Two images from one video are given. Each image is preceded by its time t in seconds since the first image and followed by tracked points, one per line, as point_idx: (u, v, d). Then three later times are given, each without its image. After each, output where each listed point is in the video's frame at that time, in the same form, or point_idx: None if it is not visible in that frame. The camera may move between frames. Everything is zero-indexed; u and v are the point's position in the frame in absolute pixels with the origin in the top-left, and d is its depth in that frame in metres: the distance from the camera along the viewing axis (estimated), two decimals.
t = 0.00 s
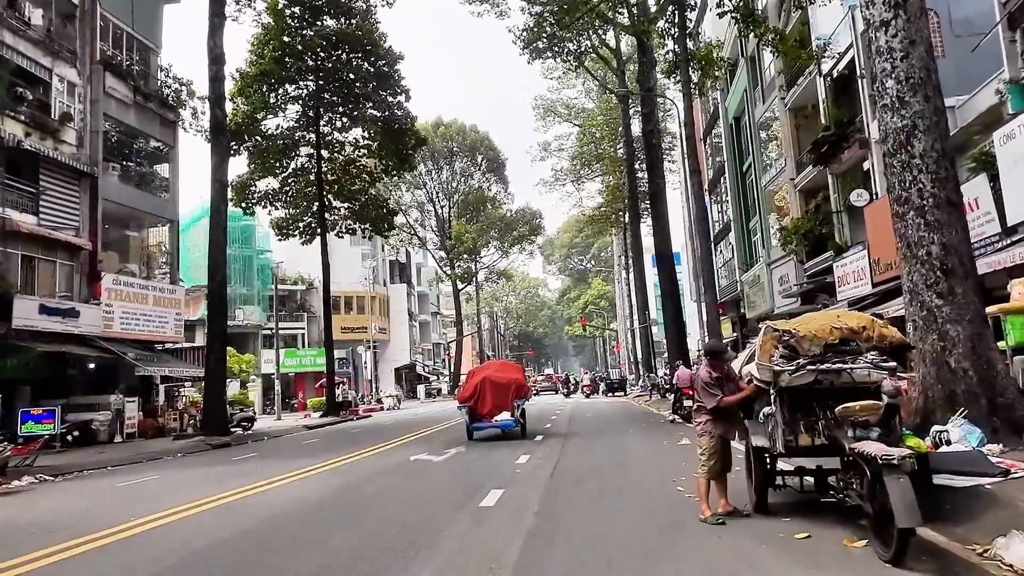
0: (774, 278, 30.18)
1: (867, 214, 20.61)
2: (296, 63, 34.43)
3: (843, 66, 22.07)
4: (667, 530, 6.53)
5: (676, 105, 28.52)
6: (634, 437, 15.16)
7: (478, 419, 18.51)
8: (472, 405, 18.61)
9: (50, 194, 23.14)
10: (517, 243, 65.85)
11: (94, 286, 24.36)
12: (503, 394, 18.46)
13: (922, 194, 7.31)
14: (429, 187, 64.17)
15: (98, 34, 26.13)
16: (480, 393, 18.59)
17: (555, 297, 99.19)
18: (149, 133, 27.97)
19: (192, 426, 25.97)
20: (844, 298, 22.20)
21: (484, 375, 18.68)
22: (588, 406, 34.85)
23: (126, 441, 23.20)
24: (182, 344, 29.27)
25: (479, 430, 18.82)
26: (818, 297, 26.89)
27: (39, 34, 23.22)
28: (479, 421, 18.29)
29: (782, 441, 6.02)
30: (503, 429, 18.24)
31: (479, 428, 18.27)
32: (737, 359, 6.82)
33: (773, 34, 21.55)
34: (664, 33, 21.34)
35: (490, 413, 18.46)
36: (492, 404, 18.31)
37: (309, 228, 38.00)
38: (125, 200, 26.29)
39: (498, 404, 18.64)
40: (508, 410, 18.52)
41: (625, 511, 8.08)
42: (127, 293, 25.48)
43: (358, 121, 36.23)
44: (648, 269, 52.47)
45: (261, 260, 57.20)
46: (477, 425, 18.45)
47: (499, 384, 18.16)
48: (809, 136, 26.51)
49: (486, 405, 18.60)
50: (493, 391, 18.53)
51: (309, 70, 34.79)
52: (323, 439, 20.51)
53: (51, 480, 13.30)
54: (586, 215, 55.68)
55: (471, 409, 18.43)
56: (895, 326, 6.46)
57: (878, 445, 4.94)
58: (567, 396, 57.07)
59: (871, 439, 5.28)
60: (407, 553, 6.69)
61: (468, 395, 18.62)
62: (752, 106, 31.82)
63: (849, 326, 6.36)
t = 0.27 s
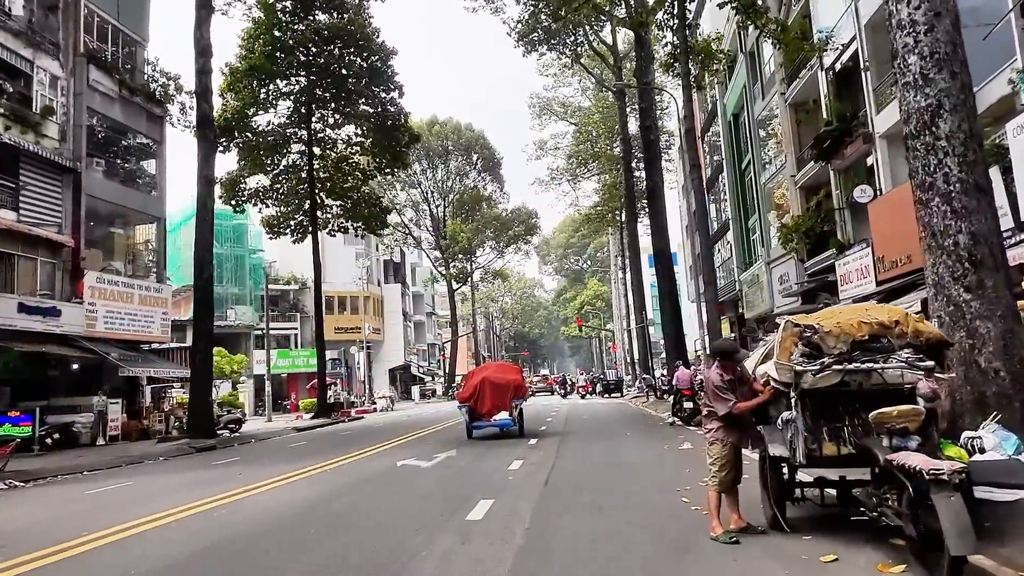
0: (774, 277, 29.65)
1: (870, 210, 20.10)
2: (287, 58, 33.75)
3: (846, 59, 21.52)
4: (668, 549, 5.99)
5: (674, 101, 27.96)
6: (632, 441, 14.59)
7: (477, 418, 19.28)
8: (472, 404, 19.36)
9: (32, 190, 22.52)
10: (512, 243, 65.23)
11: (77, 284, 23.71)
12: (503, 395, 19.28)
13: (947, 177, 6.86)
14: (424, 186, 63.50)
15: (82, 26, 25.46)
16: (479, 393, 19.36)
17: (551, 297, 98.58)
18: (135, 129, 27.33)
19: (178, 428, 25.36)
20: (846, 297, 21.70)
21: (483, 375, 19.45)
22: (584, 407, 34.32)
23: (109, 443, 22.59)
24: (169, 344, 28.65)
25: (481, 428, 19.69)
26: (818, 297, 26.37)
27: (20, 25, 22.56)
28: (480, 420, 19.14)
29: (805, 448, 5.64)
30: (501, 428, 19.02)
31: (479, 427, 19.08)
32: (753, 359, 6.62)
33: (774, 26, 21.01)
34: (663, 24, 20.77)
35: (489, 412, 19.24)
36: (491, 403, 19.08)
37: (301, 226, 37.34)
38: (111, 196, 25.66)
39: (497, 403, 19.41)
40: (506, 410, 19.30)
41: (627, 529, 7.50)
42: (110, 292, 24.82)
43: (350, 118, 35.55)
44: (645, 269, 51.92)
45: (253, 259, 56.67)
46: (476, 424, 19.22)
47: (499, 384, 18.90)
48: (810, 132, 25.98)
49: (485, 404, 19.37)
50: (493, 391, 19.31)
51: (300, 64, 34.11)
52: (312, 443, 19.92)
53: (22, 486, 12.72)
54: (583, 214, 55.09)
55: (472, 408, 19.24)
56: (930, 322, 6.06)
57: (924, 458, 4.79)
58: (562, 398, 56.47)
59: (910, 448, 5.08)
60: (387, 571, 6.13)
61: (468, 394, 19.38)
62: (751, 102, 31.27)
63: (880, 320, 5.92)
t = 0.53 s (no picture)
0: (774, 276, 29.13)
1: (875, 207, 19.58)
2: (279, 52, 33.12)
3: (851, 51, 20.97)
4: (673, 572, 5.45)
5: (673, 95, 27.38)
6: (631, 444, 14.04)
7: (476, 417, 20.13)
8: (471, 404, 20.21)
9: (12, 184, 21.83)
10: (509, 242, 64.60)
11: (59, 280, 23.07)
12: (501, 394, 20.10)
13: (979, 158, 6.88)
14: (420, 185, 62.83)
15: (66, 17, 24.75)
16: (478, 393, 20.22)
17: (548, 297, 97.98)
18: (122, 123, 26.65)
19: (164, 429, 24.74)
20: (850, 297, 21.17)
21: (482, 376, 20.30)
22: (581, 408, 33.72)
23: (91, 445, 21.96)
24: (156, 343, 28.01)
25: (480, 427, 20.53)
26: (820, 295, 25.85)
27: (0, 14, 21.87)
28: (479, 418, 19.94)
29: (837, 458, 5.27)
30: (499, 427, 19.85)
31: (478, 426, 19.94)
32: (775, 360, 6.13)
33: (776, 17, 20.45)
34: (662, 14, 20.19)
35: (487, 412, 20.07)
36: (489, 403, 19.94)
37: (293, 223, 36.72)
38: (96, 191, 25.01)
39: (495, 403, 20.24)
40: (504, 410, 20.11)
41: (629, 552, 6.89)
42: (95, 290, 24.18)
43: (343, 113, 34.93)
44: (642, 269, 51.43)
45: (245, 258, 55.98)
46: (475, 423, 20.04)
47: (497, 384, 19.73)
48: (812, 127, 25.45)
49: (484, 404, 20.20)
50: (491, 391, 20.16)
51: (292, 58, 33.46)
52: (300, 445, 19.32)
53: None
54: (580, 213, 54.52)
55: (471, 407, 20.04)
56: (980, 313, 5.47)
57: (988, 475, 4.25)
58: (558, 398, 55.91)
59: (963, 460, 4.63)
60: None
61: (468, 394, 20.24)
62: (751, 98, 30.73)
63: (920, 313, 5.41)
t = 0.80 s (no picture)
0: (776, 275, 28.58)
1: (882, 202, 19.04)
2: (272, 47, 32.50)
3: (857, 42, 20.41)
4: None
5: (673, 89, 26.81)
6: (631, 446, 13.47)
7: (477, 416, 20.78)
8: (472, 403, 20.87)
9: None
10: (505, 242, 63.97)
11: (43, 277, 22.42)
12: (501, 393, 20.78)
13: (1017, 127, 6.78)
14: (416, 183, 62.17)
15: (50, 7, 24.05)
16: (479, 393, 20.89)
17: (545, 298, 97.41)
18: (110, 118, 26.02)
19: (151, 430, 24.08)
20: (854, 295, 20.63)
21: (483, 376, 20.94)
22: (578, 409, 33.20)
23: (74, 447, 21.32)
24: (144, 342, 27.35)
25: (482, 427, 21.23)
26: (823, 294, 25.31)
27: None
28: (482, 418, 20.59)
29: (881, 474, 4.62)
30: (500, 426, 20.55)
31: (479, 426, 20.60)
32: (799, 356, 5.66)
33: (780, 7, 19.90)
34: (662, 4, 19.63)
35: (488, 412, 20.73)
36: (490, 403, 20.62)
37: (286, 221, 36.10)
38: (81, 186, 24.32)
39: (494, 403, 20.90)
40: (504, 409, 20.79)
41: (634, 572, 6.25)
42: (80, 288, 23.53)
43: (337, 110, 34.32)
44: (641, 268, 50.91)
45: (239, 257, 55.36)
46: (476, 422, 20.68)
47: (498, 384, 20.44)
48: (815, 122, 24.94)
49: (484, 404, 20.88)
50: (491, 392, 20.85)
51: (286, 52, 32.86)
52: (288, 448, 18.71)
53: None
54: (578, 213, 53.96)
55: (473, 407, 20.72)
56: None
57: None
58: (555, 399, 55.34)
59: None
60: None
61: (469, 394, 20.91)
62: (753, 94, 30.20)
63: (979, 302, 4.84)
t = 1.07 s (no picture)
0: (780, 273, 28.01)
1: (891, 196, 18.50)
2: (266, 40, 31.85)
3: (864, 34, 19.88)
4: None
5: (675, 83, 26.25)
6: (634, 447, 12.90)
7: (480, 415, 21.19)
8: (475, 402, 21.29)
9: None
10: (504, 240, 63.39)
11: (28, 274, 21.83)
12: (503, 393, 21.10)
13: None
14: (414, 182, 61.57)
15: None
16: (481, 393, 21.30)
17: (544, 298, 96.80)
18: (99, 111, 25.41)
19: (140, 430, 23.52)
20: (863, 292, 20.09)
21: (486, 376, 21.32)
22: (578, 410, 32.66)
23: (60, 448, 20.74)
24: (134, 341, 26.78)
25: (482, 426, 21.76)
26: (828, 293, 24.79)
27: None
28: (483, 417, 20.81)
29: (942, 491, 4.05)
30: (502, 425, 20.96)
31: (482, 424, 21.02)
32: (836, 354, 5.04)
33: None
34: None
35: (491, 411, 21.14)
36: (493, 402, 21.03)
37: (280, 218, 35.48)
38: (68, 181, 23.75)
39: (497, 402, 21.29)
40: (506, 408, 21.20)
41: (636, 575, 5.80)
42: (67, 286, 22.96)
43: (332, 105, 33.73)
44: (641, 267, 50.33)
45: (235, 255, 54.76)
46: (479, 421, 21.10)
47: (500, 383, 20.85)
48: (821, 117, 24.42)
49: (487, 403, 21.29)
50: (494, 391, 21.24)
51: (280, 46, 32.27)
52: (279, 450, 18.11)
53: None
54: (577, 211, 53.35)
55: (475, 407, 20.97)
56: None
57: None
58: (553, 400, 54.78)
59: None
60: None
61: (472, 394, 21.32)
62: (756, 89, 29.65)
63: None
